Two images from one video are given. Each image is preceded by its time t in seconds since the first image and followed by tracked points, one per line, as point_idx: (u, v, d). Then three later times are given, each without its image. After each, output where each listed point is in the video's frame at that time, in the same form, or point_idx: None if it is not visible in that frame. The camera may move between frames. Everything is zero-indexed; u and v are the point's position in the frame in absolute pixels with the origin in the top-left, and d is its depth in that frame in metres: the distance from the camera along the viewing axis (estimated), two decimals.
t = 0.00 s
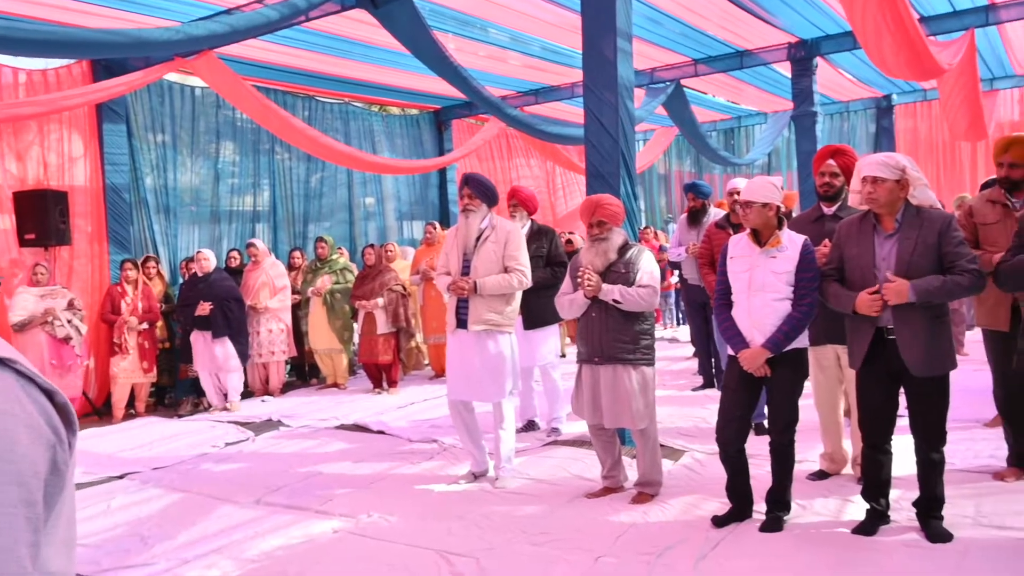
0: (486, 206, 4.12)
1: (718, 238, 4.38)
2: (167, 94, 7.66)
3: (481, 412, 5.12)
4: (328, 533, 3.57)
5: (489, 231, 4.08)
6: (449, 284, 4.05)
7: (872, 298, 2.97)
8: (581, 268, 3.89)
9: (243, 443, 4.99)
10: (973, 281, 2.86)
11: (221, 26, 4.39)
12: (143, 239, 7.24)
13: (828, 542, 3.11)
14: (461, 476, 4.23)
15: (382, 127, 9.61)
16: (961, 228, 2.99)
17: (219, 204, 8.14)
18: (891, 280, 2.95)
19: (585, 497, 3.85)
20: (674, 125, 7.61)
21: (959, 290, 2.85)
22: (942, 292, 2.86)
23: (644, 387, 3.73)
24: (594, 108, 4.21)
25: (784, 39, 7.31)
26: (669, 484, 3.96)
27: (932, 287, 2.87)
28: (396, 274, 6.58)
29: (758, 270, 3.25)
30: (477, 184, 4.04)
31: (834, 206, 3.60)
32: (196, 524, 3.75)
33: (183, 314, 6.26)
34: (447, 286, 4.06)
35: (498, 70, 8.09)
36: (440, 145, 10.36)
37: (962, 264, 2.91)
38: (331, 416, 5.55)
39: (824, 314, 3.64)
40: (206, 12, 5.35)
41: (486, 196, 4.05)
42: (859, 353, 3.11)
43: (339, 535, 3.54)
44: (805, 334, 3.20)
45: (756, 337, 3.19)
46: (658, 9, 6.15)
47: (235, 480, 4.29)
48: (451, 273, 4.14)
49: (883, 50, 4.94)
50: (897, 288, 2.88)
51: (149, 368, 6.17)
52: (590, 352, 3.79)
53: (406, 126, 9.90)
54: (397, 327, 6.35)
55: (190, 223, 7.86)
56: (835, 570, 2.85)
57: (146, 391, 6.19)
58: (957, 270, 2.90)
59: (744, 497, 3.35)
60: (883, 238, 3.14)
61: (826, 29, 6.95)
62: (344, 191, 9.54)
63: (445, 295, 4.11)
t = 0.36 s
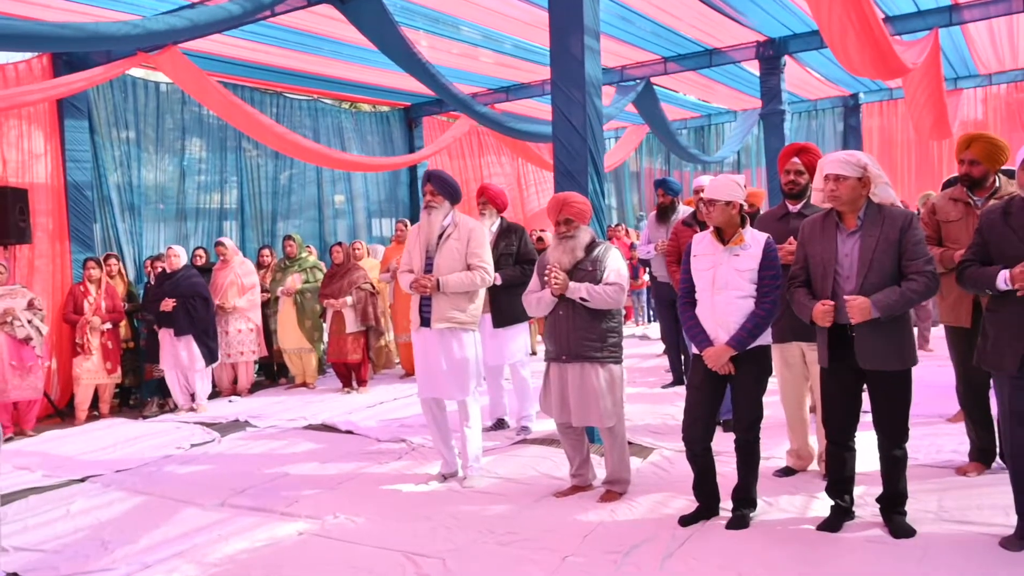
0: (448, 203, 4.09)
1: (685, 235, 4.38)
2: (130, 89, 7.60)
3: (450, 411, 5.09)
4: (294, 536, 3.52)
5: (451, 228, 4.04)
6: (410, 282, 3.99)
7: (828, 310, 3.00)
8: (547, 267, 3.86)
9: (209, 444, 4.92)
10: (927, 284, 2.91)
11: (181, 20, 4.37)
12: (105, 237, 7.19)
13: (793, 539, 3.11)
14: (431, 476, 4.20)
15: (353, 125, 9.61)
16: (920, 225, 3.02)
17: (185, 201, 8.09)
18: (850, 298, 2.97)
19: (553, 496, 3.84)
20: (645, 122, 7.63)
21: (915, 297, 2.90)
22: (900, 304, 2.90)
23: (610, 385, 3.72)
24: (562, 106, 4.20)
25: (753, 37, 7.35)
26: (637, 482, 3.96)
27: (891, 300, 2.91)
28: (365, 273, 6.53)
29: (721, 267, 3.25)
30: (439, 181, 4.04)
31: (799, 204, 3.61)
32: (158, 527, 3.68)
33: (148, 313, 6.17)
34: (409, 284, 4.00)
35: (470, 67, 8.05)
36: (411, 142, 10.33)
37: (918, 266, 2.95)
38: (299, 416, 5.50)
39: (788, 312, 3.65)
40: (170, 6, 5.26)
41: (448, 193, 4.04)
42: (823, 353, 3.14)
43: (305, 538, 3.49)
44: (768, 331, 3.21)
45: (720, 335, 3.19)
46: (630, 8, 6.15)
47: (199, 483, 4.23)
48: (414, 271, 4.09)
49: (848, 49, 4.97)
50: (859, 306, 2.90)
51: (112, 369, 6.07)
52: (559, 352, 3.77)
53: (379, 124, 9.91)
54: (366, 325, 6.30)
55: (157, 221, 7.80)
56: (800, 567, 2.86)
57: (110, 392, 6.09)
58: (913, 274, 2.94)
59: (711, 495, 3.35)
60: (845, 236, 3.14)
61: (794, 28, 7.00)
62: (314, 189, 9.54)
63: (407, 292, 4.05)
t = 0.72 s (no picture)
0: (418, 198, 4.07)
1: (661, 232, 4.38)
2: (103, 84, 7.54)
3: (427, 409, 5.07)
4: (267, 536, 3.48)
5: (422, 224, 4.01)
6: (382, 279, 3.95)
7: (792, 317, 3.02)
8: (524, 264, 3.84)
9: (183, 443, 4.87)
10: (882, 277, 2.92)
11: (151, 14, 4.29)
12: (79, 234, 7.03)
13: (767, 536, 3.12)
14: (407, 475, 4.17)
15: (331, 121, 9.59)
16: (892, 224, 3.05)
17: (160, 197, 8.06)
18: (805, 297, 3.01)
19: (530, 494, 3.83)
20: (624, 119, 7.63)
21: (869, 289, 2.90)
22: (854, 296, 2.91)
23: (587, 383, 3.71)
24: (539, 102, 4.17)
25: (731, 35, 7.37)
26: (614, 479, 3.95)
27: (843, 293, 2.91)
28: (342, 270, 6.48)
29: (693, 264, 3.25)
30: (409, 176, 4.02)
31: (773, 201, 3.62)
32: (129, 528, 3.63)
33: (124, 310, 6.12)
34: (379, 281, 3.97)
35: (449, 63, 8.02)
36: (390, 138, 10.30)
37: (877, 259, 2.96)
38: (275, 415, 5.45)
39: (763, 308, 3.65)
40: None
41: (418, 188, 4.01)
42: (801, 346, 3.11)
43: (278, 538, 3.46)
44: (741, 328, 3.21)
45: (693, 332, 3.20)
46: (610, 5, 6.14)
47: (173, 483, 4.18)
48: (385, 268, 4.06)
49: (824, 46, 4.99)
50: (813, 303, 2.93)
51: (85, 368, 6.00)
52: (535, 349, 3.75)
53: (357, 120, 9.90)
54: (344, 322, 6.27)
55: (132, 217, 7.75)
56: (773, 563, 2.86)
57: (83, 391, 6.02)
58: (870, 267, 2.96)
59: (686, 493, 3.35)
60: (821, 231, 3.15)
61: (772, 26, 7.03)
62: (292, 185, 9.53)
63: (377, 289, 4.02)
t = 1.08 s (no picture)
0: (389, 196, 4.03)
1: (636, 231, 4.37)
2: (74, 80, 7.44)
3: (401, 409, 5.04)
4: (237, 539, 3.44)
5: (393, 222, 3.97)
6: (354, 278, 3.92)
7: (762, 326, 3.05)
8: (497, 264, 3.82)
9: (154, 445, 4.80)
10: (845, 278, 2.94)
11: (121, 9, 4.20)
12: (48, 232, 7.04)
13: (741, 535, 3.12)
14: (381, 476, 4.14)
15: (308, 119, 9.53)
16: (859, 223, 3.06)
17: (132, 194, 7.95)
18: (773, 305, 3.04)
19: (504, 495, 3.81)
20: (601, 118, 7.64)
21: (832, 292, 2.93)
22: (817, 300, 2.93)
23: (562, 381, 3.70)
24: (513, 101, 4.15)
25: (706, 35, 7.40)
26: (588, 479, 3.94)
27: (807, 298, 2.94)
28: (316, 268, 6.43)
29: (665, 264, 3.25)
30: (379, 174, 3.98)
31: (745, 201, 3.64)
32: (96, 532, 3.57)
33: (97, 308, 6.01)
34: (352, 280, 3.93)
35: (427, 62, 7.98)
36: (366, 136, 10.26)
37: (842, 260, 2.98)
38: (248, 415, 5.40)
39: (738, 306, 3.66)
40: None
41: (388, 186, 3.98)
42: (775, 346, 3.11)
43: (249, 541, 3.42)
44: (714, 327, 3.22)
45: (666, 332, 3.19)
46: (588, 6, 6.15)
47: (142, 486, 4.11)
48: (357, 268, 4.03)
49: (798, 47, 5.02)
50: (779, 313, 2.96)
51: (53, 369, 5.89)
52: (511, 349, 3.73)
53: (334, 118, 9.86)
54: (318, 321, 6.24)
55: (104, 216, 7.66)
56: (746, 563, 2.86)
57: (51, 392, 5.92)
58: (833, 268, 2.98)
59: (660, 493, 3.34)
60: (792, 230, 3.16)
61: (747, 26, 7.08)
62: (267, 185, 9.47)
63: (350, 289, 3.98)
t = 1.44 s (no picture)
0: (348, 196, 3.98)
1: (595, 233, 4.38)
2: (22, 74, 7.24)
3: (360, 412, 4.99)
4: (188, 546, 3.36)
5: (352, 222, 3.92)
6: (310, 279, 3.86)
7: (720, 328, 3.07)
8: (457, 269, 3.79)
9: (104, 449, 4.68)
10: (802, 282, 2.98)
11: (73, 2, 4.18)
12: None
13: (696, 536, 3.14)
14: (338, 479, 4.09)
15: (267, 117, 9.44)
16: (815, 226, 3.11)
17: (83, 192, 7.77)
18: (730, 308, 3.07)
19: (462, 497, 3.78)
20: (562, 120, 7.66)
21: (788, 295, 2.97)
22: (774, 303, 2.97)
23: (522, 383, 3.68)
24: (473, 101, 4.13)
25: (666, 38, 7.47)
26: (547, 480, 3.93)
27: (764, 301, 2.97)
28: (273, 268, 6.34)
29: (624, 266, 3.26)
30: (338, 174, 3.93)
31: (702, 203, 3.66)
32: (40, 541, 3.46)
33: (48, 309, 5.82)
34: (308, 281, 3.87)
35: (389, 61, 7.92)
36: (327, 136, 10.15)
37: (799, 264, 3.03)
38: (202, 418, 5.30)
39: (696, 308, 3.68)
40: None
41: (347, 186, 3.92)
42: (732, 347, 3.13)
43: (200, 547, 3.34)
44: (671, 329, 3.23)
45: (624, 333, 3.20)
46: (550, 8, 6.15)
47: (90, 492, 4.00)
48: (313, 268, 3.96)
49: (756, 51, 5.08)
50: (737, 315, 2.99)
51: None
52: (472, 352, 3.71)
53: (294, 117, 9.75)
54: (275, 322, 6.15)
55: (54, 214, 7.47)
56: (701, 563, 2.88)
57: None
58: (791, 272, 3.02)
59: (618, 494, 3.35)
60: (748, 232, 3.18)
61: (706, 30, 7.17)
62: (225, 184, 9.33)
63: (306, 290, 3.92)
